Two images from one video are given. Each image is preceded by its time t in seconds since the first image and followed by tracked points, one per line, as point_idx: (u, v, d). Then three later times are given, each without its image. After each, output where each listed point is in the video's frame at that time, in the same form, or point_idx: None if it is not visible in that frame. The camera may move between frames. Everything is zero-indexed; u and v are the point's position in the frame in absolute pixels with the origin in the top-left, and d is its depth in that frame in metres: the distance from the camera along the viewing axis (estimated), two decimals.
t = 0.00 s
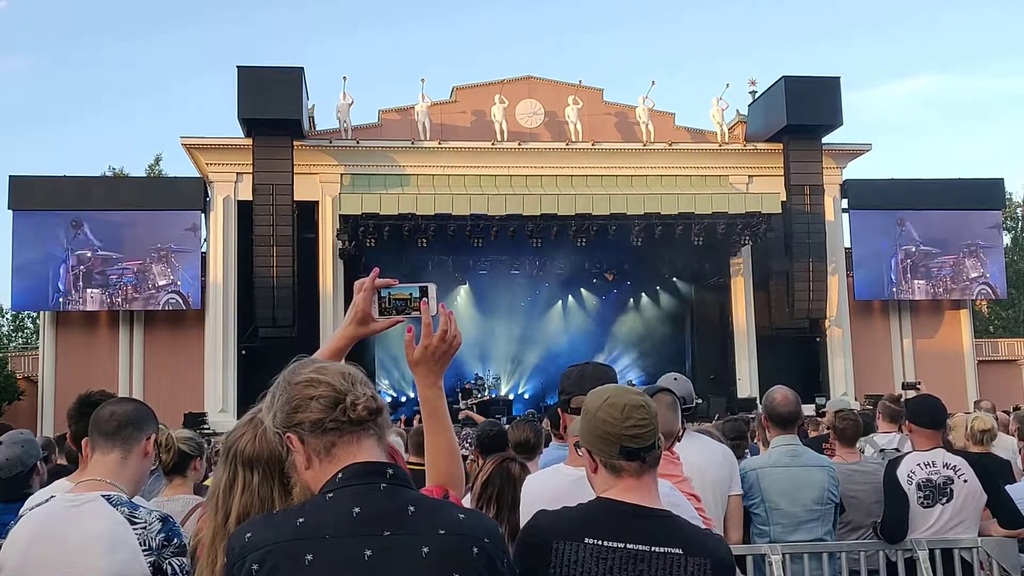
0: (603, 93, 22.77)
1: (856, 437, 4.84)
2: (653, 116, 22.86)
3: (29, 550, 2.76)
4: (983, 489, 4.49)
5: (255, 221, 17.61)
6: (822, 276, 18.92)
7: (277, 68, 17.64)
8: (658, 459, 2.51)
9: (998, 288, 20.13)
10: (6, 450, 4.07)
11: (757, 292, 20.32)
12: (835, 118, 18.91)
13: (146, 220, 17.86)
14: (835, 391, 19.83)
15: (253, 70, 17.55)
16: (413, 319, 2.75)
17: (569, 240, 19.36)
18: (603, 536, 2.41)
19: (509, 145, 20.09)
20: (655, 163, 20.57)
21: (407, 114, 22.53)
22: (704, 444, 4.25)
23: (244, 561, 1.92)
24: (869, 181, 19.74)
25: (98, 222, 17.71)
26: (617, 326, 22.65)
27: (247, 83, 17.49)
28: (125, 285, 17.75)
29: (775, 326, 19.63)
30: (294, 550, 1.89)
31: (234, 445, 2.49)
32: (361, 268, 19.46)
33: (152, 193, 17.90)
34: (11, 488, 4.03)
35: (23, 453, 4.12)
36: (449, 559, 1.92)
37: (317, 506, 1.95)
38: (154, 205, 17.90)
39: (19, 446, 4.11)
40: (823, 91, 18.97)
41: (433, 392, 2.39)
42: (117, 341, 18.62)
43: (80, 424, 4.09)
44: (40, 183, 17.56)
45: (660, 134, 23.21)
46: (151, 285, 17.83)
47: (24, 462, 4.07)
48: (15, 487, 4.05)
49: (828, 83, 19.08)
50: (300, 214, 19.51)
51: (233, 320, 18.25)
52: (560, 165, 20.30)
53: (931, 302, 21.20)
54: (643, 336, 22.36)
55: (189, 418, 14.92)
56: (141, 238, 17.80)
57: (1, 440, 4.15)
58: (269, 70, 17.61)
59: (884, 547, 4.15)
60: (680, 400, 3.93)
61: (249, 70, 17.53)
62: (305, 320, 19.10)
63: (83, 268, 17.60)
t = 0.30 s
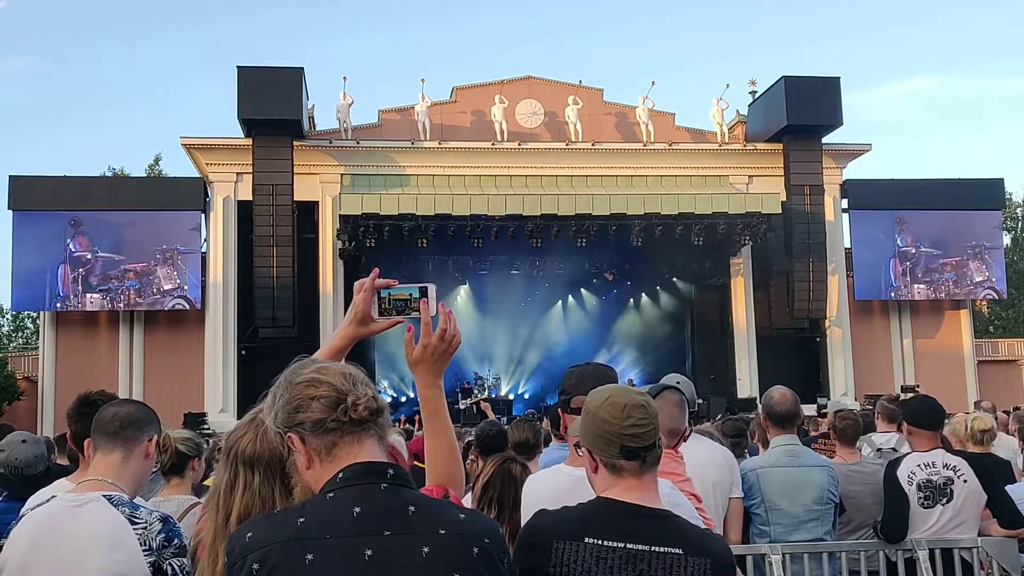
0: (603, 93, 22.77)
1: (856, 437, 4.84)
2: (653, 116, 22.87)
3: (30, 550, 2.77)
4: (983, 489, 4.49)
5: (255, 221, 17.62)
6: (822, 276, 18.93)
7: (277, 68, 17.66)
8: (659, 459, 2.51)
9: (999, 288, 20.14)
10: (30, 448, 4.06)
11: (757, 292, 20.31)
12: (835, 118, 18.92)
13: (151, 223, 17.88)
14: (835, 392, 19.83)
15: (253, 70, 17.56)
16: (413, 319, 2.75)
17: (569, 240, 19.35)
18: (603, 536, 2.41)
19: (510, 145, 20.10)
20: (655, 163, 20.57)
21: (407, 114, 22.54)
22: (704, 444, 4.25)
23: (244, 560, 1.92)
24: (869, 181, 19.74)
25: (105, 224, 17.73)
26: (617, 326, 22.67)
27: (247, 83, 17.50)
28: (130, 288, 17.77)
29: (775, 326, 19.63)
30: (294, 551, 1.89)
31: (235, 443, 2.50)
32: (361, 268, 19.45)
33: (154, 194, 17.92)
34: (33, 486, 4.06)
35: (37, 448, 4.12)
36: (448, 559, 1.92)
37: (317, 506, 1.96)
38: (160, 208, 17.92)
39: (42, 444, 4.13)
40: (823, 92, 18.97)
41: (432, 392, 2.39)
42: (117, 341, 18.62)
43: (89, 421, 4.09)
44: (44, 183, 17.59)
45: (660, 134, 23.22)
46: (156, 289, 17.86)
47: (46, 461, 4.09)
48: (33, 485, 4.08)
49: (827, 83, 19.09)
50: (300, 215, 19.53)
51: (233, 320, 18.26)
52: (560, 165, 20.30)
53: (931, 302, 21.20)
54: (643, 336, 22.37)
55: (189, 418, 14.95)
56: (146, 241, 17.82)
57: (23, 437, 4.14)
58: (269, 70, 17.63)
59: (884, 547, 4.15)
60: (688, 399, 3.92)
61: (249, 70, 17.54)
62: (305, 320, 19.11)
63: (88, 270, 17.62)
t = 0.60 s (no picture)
0: (603, 93, 22.77)
1: (855, 437, 4.84)
2: (653, 116, 22.87)
3: (30, 550, 2.77)
4: (984, 490, 4.49)
5: (255, 221, 17.61)
6: (822, 276, 18.93)
7: (277, 68, 17.65)
8: (659, 459, 2.51)
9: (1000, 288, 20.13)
10: (14, 450, 4.04)
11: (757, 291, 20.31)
12: (835, 118, 18.91)
13: (155, 228, 17.89)
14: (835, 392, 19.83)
15: (253, 70, 17.55)
16: (413, 320, 2.76)
17: (570, 240, 19.33)
18: (603, 536, 2.41)
19: (510, 145, 20.10)
20: (655, 164, 20.57)
21: (407, 114, 22.54)
22: (704, 444, 4.25)
23: (245, 559, 1.92)
24: (869, 181, 19.75)
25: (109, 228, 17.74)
26: (617, 326, 22.68)
27: (247, 83, 17.49)
28: (132, 294, 17.77)
29: (775, 326, 19.63)
30: (295, 550, 1.89)
31: (240, 441, 2.50)
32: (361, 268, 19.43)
33: (155, 195, 17.93)
34: (18, 488, 4.05)
35: (25, 450, 4.10)
36: (448, 559, 1.92)
37: (318, 506, 1.96)
38: (164, 213, 17.95)
39: (27, 445, 4.10)
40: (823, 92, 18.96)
41: (432, 391, 2.39)
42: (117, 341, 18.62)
43: (84, 422, 4.09)
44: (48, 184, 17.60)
45: (660, 134, 23.22)
46: (159, 295, 17.84)
47: (31, 463, 4.07)
48: (19, 486, 4.06)
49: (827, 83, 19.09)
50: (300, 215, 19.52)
51: (233, 320, 18.26)
52: (560, 165, 20.30)
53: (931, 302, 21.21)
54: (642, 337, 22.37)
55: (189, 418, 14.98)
56: (150, 246, 17.83)
57: (9, 438, 4.13)
58: (269, 71, 17.62)
59: (884, 548, 4.16)
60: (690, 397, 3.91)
61: (248, 70, 17.53)
62: (305, 320, 19.11)
63: (91, 275, 17.63)
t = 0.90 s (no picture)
0: (603, 93, 22.77)
1: (855, 438, 4.84)
2: (653, 116, 22.88)
3: (29, 550, 2.76)
4: (984, 490, 4.49)
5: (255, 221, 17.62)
6: (822, 276, 18.93)
7: (277, 68, 17.65)
8: (658, 458, 2.51)
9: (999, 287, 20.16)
10: (20, 450, 4.04)
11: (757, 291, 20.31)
12: (835, 118, 18.91)
13: (159, 231, 17.91)
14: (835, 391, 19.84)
15: (253, 70, 17.55)
16: (413, 321, 2.76)
17: (569, 240, 19.32)
18: (603, 535, 2.40)
19: (510, 145, 20.10)
20: (655, 164, 20.56)
21: (407, 114, 22.54)
22: (704, 444, 4.25)
23: (246, 558, 1.92)
24: (868, 181, 19.75)
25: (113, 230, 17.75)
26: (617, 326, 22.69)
27: (247, 83, 17.50)
28: (136, 297, 17.77)
29: (775, 326, 19.64)
30: (295, 548, 1.89)
31: (243, 439, 2.50)
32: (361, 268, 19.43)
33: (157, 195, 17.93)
34: (23, 487, 4.05)
35: (29, 450, 4.09)
36: (447, 560, 1.92)
37: (319, 505, 1.95)
38: (168, 215, 17.96)
39: (33, 445, 4.10)
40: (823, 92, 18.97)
41: (432, 393, 2.39)
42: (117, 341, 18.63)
43: (87, 422, 4.09)
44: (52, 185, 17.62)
45: (660, 134, 23.23)
46: (165, 298, 17.86)
47: (37, 462, 4.07)
48: (23, 486, 4.06)
49: (827, 83, 19.09)
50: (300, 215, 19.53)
51: (233, 321, 18.26)
52: (560, 165, 20.30)
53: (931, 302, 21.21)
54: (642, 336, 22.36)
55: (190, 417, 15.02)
56: (155, 249, 17.86)
57: (15, 437, 4.13)
58: (269, 70, 17.62)
59: (884, 547, 4.16)
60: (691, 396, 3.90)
61: (248, 70, 17.54)
62: (305, 319, 19.11)
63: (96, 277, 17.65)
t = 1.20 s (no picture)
0: (603, 93, 22.76)
1: (855, 438, 4.84)
2: (653, 116, 22.89)
3: (30, 550, 2.76)
4: (983, 489, 4.49)
5: (255, 221, 17.62)
6: (822, 276, 18.94)
7: (277, 68, 17.65)
8: (658, 459, 2.51)
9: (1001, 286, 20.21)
10: (39, 449, 4.04)
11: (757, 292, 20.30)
12: (835, 118, 18.91)
13: (165, 235, 17.93)
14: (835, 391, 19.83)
15: (253, 70, 17.55)
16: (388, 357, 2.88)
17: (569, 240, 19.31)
18: (603, 535, 2.40)
19: (510, 145, 20.09)
20: (655, 164, 20.56)
21: (407, 114, 22.53)
22: (704, 444, 4.25)
23: (246, 557, 1.92)
24: (868, 181, 19.74)
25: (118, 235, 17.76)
26: (617, 327, 22.70)
27: (247, 83, 17.49)
28: (141, 301, 17.76)
29: (775, 326, 19.63)
30: (296, 548, 1.89)
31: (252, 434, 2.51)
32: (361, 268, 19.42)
33: (159, 196, 17.94)
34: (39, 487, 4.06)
35: (42, 449, 4.09)
36: (448, 560, 1.92)
37: (320, 504, 1.96)
38: (172, 219, 17.97)
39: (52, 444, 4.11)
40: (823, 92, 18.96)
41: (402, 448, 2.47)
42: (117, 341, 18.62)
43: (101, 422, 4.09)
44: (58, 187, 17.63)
45: (660, 134, 23.23)
46: (171, 302, 17.89)
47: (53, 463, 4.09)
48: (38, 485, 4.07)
49: (827, 83, 19.08)
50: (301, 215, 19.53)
51: (233, 321, 18.25)
52: (560, 165, 20.30)
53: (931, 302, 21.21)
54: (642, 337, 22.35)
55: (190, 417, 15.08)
56: (160, 254, 17.89)
57: (31, 437, 4.11)
58: (270, 70, 17.62)
59: (884, 547, 4.16)
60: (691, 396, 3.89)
61: (249, 70, 17.53)
62: (306, 319, 19.11)
63: (102, 279, 17.66)
